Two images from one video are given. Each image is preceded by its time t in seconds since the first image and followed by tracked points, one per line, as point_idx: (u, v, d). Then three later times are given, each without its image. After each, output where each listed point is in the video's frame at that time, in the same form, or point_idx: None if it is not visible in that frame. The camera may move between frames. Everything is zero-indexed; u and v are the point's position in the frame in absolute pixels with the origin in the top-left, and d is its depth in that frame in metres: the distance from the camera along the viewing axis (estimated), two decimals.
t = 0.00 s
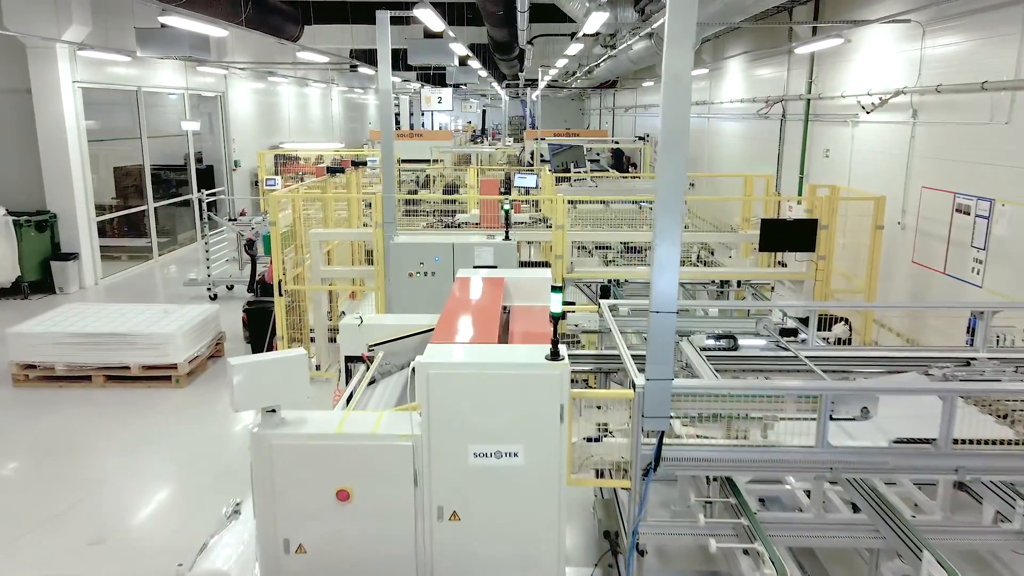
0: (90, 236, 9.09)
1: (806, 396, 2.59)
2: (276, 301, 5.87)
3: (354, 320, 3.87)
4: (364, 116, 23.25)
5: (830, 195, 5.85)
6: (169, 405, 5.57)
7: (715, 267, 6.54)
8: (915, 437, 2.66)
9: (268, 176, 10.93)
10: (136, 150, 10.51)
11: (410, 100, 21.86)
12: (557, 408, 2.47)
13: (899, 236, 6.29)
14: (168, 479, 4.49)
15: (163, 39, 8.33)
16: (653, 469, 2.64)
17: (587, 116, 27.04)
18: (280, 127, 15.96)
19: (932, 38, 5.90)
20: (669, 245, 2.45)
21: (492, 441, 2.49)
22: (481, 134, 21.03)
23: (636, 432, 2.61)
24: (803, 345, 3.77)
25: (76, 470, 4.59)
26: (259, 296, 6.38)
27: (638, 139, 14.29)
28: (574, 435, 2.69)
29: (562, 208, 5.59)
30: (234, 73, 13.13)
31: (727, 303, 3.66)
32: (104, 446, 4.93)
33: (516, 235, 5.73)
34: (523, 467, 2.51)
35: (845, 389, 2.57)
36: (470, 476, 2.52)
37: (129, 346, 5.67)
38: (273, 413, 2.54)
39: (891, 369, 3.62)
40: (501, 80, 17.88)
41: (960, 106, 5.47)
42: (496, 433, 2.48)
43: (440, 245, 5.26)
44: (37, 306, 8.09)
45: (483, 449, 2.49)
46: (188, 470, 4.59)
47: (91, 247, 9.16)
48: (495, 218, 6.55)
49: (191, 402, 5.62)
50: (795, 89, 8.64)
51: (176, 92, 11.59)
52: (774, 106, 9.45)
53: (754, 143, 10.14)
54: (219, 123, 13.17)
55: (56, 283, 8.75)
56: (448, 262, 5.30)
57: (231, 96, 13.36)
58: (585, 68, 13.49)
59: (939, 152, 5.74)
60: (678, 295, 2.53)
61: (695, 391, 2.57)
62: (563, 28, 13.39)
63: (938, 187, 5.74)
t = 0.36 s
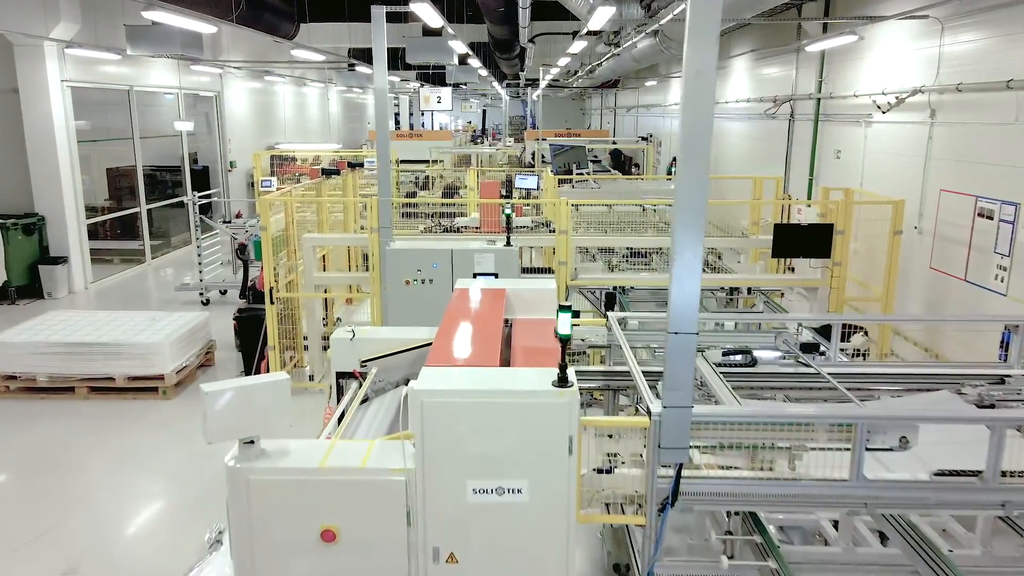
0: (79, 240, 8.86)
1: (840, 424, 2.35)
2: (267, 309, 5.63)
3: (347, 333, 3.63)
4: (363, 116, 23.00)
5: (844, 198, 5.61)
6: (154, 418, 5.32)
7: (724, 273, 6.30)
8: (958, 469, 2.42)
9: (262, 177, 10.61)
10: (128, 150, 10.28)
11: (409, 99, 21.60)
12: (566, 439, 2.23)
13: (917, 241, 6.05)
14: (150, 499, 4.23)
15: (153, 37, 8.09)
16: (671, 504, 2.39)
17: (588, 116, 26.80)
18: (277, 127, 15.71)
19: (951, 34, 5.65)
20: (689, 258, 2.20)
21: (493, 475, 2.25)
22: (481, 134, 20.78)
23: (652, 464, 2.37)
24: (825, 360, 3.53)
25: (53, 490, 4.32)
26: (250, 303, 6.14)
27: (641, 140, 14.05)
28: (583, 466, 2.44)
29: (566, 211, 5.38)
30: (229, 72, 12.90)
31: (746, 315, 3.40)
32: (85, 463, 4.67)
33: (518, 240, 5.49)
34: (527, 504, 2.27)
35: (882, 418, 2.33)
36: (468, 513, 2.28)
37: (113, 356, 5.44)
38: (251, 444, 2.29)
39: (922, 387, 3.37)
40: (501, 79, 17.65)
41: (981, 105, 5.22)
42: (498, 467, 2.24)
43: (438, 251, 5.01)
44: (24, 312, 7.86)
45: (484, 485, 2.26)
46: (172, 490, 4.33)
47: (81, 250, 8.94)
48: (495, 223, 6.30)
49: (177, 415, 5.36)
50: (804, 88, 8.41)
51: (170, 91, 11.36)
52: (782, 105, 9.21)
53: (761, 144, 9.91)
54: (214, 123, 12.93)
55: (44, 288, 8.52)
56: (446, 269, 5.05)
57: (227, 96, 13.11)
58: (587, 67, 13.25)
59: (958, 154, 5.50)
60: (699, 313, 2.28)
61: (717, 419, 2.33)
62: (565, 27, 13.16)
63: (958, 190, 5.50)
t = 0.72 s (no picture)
0: (68, 243, 8.64)
1: (882, 461, 2.11)
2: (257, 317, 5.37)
3: (337, 348, 3.39)
4: (361, 116, 22.75)
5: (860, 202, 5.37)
6: (139, 433, 5.07)
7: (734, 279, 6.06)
8: (1011, 510, 2.18)
9: (259, 179, 10.57)
10: (120, 151, 10.05)
11: (408, 99, 21.36)
12: (576, 480, 1.99)
13: (935, 247, 5.81)
14: (128, 525, 3.96)
15: (143, 34, 7.87)
16: (690, 550, 2.15)
17: (589, 116, 26.57)
18: (274, 126, 15.47)
19: (971, 30, 5.41)
20: (713, 279, 1.96)
21: (493, 520, 2.00)
22: (481, 134, 20.53)
23: (670, 506, 2.13)
24: (849, 379, 3.29)
25: (26, 514, 4.06)
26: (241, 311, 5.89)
27: (645, 140, 13.81)
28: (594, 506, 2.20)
29: (570, 216, 5.16)
30: (224, 71, 12.66)
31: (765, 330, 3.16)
32: (62, 484, 4.41)
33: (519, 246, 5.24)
34: (531, 551, 2.03)
35: (928, 455, 2.09)
36: (466, 562, 2.04)
37: (97, 368, 5.20)
38: (222, 484, 2.04)
39: (955, 408, 3.12)
40: (502, 78, 17.41)
41: (1004, 105, 4.98)
42: (499, 511, 2.00)
43: (436, 258, 4.77)
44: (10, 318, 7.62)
45: (483, 531, 2.01)
46: (153, 514, 4.07)
47: (70, 254, 8.71)
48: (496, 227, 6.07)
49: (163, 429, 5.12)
50: (813, 87, 8.17)
51: (163, 91, 11.13)
52: (791, 105, 8.97)
53: (768, 145, 9.67)
54: (209, 123, 12.68)
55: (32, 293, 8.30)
56: (444, 277, 4.80)
57: (222, 95, 12.88)
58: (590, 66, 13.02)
59: (979, 156, 5.25)
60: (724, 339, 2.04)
61: (745, 455, 2.09)
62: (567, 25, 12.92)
63: (979, 193, 5.27)
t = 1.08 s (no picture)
0: (56, 246, 8.41)
1: (936, 508, 1.87)
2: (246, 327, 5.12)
3: (326, 368, 3.15)
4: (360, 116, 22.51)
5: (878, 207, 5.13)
6: (123, 449, 4.82)
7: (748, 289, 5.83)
8: None
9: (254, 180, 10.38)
10: (112, 152, 9.82)
11: (407, 98, 21.14)
12: (590, 534, 1.73)
13: (955, 253, 5.57)
14: (107, 550, 3.71)
15: (132, 31, 7.63)
16: None
17: (590, 116, 26.35)
18: (271, 126, 15.23)
19: (992, 26, 5.16)
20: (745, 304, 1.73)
21: None
22: (481, 134, 20.29)
23: (695, 558, 1.88)
24: (878, 401, 3.05)
25: None
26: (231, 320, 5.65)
27: (648, 141, 13.58)
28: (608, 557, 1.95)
29: (574, 221, 4.91)
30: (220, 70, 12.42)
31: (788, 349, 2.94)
32: (38, 505, 4.15)
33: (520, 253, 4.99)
34: None
35: (988, 501, 1.85)
36: None
37: (78, 381, 4.95)
38: (188, 535, 1.79)
39: (998, 432, 2.86)
40: (502, 78, 17.17)
41: None
42: (501, 568, 1.75)
43: (434, 266, 4.52)
44: None
45: None
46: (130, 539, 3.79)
47: (57, 258, 8.47)
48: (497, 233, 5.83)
49: (147, 444, 4.87)
50: (823, 86, 7.94)
51: (156, 91, 10.90)
52: (800, 105, 8.74)
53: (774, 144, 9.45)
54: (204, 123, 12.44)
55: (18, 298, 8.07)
56: (442, 285, 4.55)
57: (218, 94, 12.65)
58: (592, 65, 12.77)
59: (1002, 157, 5.00)
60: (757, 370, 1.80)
61: (782, 501, 1.84)
62: (569, 23, 12.68)
63: (1002, 197, 5.02)
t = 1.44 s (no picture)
0: (43, 249, 8.23)
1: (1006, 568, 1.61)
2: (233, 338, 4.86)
3: (312, 390, 2.90)
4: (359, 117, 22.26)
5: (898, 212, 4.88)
6: (103, 467, 4.58)
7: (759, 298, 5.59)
8: None
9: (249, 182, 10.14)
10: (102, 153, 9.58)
11: (406, 98, 20.90)
12: None
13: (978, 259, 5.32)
14: None
15: (120, 29, 7.39)
16: None
17: (591, 116, 26.12)
18: (268, 127, 14.99)
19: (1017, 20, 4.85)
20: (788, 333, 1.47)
21: None
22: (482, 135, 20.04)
23: None
24: (914, 426, 2.79)
25: None
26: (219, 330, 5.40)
27: (650, 141, 13.35)
28: None
29: (579, 226, 4.67)
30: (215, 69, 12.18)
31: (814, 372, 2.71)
32: (9, 529, 3.90)
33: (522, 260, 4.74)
34: None
35: None
36: None
37: (57, 395, 4.70)
38: None
39: None
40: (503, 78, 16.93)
41: None
42: None
43: (431, 276, 4.27)
44: None
45: None
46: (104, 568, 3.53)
47: (44, 260, 8.28)
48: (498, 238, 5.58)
49: (130, 462, 4.62)
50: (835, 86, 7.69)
51: (149, 90, 10.67)
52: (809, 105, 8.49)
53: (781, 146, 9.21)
54: (198, 123, 12.20)
55: (3, 304, 7.85)
56: (440, 295, 4.31)
57: (213, 94, 12.41)
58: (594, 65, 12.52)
59: None
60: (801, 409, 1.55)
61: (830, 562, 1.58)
62: (571, 22, 12.44)
63: None
